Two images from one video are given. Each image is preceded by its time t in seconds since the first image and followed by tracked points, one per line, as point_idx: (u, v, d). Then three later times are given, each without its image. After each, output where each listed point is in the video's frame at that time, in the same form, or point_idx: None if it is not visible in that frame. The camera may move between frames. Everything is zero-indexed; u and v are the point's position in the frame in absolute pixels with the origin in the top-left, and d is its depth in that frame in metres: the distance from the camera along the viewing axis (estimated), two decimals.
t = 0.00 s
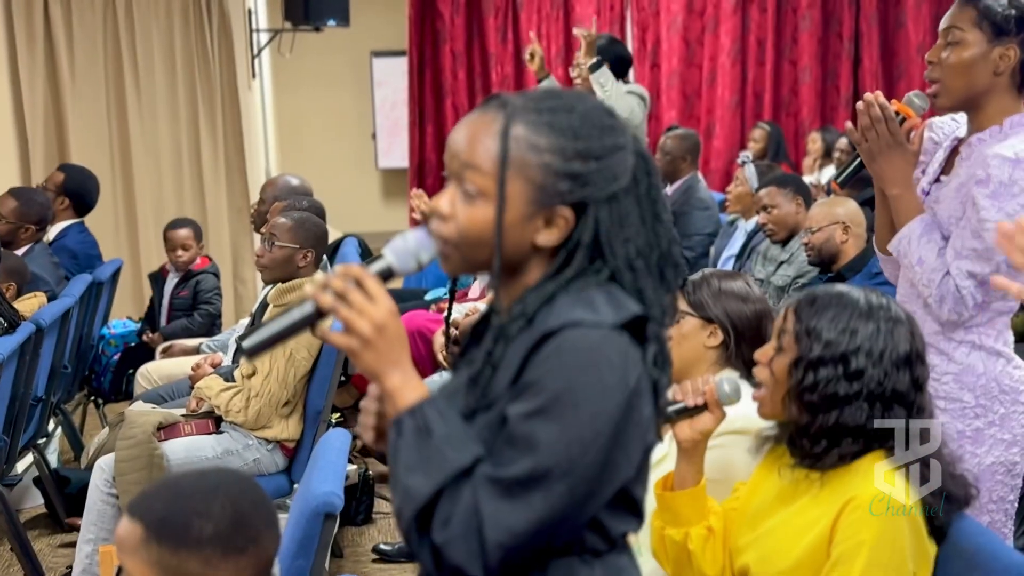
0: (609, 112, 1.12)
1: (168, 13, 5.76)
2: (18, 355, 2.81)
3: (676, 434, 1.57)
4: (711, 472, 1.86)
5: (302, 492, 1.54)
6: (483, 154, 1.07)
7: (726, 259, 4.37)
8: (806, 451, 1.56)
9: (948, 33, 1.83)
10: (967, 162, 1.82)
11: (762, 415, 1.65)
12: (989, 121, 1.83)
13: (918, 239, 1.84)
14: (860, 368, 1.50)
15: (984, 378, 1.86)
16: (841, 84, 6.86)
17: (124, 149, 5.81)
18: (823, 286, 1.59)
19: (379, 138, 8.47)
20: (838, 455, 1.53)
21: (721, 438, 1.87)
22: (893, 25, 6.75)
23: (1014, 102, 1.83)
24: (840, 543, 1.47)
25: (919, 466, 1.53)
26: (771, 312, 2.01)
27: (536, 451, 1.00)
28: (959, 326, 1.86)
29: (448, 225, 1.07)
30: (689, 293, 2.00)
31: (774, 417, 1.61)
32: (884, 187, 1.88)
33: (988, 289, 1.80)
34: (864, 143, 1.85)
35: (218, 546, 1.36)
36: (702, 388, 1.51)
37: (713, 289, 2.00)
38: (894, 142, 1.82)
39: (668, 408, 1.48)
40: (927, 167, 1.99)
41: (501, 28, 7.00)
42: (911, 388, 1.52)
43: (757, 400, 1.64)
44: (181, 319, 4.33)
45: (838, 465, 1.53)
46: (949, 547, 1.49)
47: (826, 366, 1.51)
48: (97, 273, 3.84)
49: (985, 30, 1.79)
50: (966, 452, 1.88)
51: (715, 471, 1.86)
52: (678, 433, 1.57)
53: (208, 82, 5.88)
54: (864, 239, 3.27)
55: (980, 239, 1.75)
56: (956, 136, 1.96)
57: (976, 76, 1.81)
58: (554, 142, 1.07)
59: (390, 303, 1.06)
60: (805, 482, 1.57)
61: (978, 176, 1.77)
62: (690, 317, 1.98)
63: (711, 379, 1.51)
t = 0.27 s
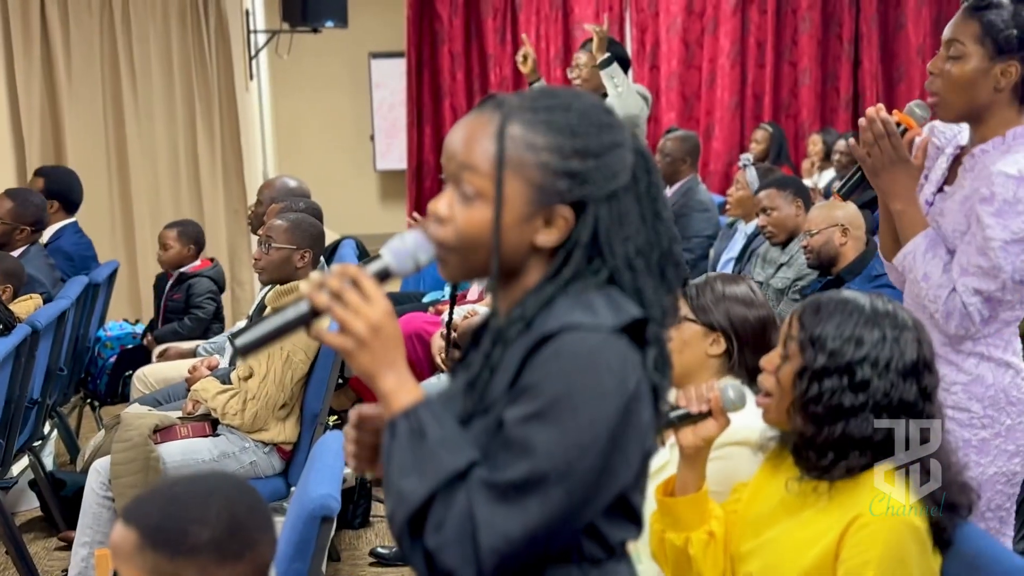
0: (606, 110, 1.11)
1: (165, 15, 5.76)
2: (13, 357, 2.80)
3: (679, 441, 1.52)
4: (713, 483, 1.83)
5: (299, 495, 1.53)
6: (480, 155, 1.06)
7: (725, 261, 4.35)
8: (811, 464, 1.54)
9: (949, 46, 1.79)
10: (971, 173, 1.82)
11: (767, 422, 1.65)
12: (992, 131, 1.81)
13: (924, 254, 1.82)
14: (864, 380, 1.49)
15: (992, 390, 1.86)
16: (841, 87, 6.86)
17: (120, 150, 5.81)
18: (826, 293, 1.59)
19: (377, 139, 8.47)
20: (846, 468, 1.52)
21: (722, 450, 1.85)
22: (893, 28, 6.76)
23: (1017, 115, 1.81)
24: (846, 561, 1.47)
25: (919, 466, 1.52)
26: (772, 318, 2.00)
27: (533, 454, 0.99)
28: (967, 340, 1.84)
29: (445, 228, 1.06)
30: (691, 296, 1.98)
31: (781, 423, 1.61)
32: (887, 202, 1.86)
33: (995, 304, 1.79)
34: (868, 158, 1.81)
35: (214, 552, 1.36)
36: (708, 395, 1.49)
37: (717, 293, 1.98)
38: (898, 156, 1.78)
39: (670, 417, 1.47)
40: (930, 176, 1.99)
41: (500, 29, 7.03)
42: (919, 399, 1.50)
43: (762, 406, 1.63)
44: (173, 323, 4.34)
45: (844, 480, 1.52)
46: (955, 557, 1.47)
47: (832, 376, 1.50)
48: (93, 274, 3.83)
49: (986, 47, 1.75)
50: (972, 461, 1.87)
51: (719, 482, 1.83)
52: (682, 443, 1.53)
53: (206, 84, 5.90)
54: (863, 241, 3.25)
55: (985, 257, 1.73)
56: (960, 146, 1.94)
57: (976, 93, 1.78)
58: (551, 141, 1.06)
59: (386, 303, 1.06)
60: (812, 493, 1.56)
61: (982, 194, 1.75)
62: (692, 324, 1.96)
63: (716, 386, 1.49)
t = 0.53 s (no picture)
0: (606, 105, 1.09)
1: (158, 16, 5.74)
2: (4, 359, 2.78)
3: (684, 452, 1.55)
4: (718, 493, 1.80)
5: (293, 501, 1.50)
6: (478, 156, 1.04)
7: (727, 264, 4.32)
8: (820, 474, 1.52)
9: (956, 55, 1.76)
10: (984, 178, 1.81)
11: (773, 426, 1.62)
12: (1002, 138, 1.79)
13: (943, 265, 1.79)
14: (872, 387, 1.47)
15: (1014, 393, 1.82)
16: (844, 87, 6.83)
17: (113, 151, 5.77)
18: (831, 299, 1.57)
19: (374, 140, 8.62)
20: (855, 477, 1.50)
21: (725, 461, 1.84)
22: (897, 28, 6.75)
23: None
24: None
25: (918, 465, 1.50)
26: (775, 323, 1.97)
27: (529, 459, 0.97)
28: (987, 348, 1.81)
29: (445, 231, 1.05)
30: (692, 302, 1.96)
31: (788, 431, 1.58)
32: (901, 212, 1.82)
33: (1018, 312, 1.77)
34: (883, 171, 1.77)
35: (204, 559, 1.33)
36: (713, 407, 1.48)
37: (718, 297, 1.96)
38: (912, 168, 1.75)
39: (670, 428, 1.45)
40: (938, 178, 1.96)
41: (498, 27, 7.09)
42: (929, 406, 1.49)
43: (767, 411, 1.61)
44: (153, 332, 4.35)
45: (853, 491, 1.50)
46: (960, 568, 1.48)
47: (839, 384, 1.48)
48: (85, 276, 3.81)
49: (994, 54, 1.73)
50: (993, 466, 1.84)
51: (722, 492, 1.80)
52: (686, 454, 1.55)
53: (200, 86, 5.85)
54: (865, 244, 3.21)
55: (1010, 267, 1.71)
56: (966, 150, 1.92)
57: (988, 100, 1.76)
58: (550, 138, 1.04)
59: (379, 304, 1.05)
60: (820, 505, 1.55)
61: (1003, 203, 1.73)
62: (694, 331, 1.94)
63: (721, 397, 1.49)
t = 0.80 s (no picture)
0: (611, 108, 1.05)
1: (147, 12, 5.79)
2: None
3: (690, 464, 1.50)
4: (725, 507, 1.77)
5: (284, 510, 1.46)
6: (476, 156, 1.00)
7: (732, 267, 4.25)
8: (838, 483, 1.49)
9: (977, 49, 1.65)
10: (1010, 174, 1.71)
11: (785, 442, 1.58)
12: None
13: (970, 264, 1.68)
14: (891, 392, 1.43)
15: None
16: (852, 86, 6.75)
17: (100, 151, 5.72)
18: (841, 306, 1.54)
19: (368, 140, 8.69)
20: (874, 486, 1.47)
21: (734, 473, 1.81)
22: (906, 24, 6.67)
23: None
24: None
25: (920, 467, 1.46)
26: (783, 330, 1.93)
27: (525, 471, 0.93)
28: (1014, 353, 1.73)
29: (440, 234, 1.00)
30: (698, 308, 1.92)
31: (801, 444, 1.53)
32: (923, 209, 1.69)
33: None
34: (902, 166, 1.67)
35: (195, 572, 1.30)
36: (720, 416, 1.43)
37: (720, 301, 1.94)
38: (935, 163, 1.64)
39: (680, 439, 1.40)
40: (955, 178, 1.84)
41: (497, 24, 6.98)
42: (949, 411, 1.46)
43: (778, 426, 1.57)
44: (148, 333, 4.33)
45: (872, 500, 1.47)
46: None
47: (857, 390, 1.44)
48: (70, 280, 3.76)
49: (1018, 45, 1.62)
50: (1019, 475, 1.76)
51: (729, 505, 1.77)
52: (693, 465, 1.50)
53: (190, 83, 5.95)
54: (874, 246, 3.17)
55: None
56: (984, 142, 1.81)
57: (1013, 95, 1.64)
58: (552, 139, 1.00)
59: (371, 310, 1.01)
60: (837, 516, 1.51)
61: None
62: (699, 341, 1.88)
63: (729, 407, 1.45)
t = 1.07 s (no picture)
0: (616, 107, 0.99)
1: (129, 6, 5.63)
2: None
3: (698, 477, 1.44)
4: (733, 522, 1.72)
5: (271, 524, 1.40)
6: (472, 153, 0.94)
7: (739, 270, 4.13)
8: (853, 490, 1.43)
9: (1003, 34, 1.59)
10: None
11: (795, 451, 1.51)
12: None
13: (998, 259, 1.60)
14: (905, 392, 1.39)
15: None
16: (865, 81, 6.33)
17: (78, 147, 5.64)
18: (849, 307, 1.49)
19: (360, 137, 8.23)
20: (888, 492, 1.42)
21: (743, 489, 1.75)
22: (922, 16, 6.26)
23: None
24: None
25: (918, 466, 1.41)
26: (794, 336, 1.86)
27: (516, 488, 0.86)
28: None
29: (432, 235, 0.95)
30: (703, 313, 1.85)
31: (809, 452, 1.47)
32: (947, 201, 1.62)
33: None
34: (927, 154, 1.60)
35: None
36: (729, 428, 1.39)
37: (726, 308, 1.86)
38: (960, 151, 1.58)
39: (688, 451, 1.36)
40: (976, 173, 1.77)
41: (494, 16, 6.58)
42: (964, 411, 1.41)
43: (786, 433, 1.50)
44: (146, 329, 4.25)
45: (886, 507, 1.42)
46: None
47: (870, 391, 1.39)
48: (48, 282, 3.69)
49: None
50: None
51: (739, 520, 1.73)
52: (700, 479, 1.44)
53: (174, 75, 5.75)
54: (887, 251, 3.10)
55: None
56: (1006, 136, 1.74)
57: None
58: (552, 137, 0.94)
59: (359, 315, 0.96)
60: (854, 523, 1.46)
61: None
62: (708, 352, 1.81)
63: (737, 417, 1.41)
